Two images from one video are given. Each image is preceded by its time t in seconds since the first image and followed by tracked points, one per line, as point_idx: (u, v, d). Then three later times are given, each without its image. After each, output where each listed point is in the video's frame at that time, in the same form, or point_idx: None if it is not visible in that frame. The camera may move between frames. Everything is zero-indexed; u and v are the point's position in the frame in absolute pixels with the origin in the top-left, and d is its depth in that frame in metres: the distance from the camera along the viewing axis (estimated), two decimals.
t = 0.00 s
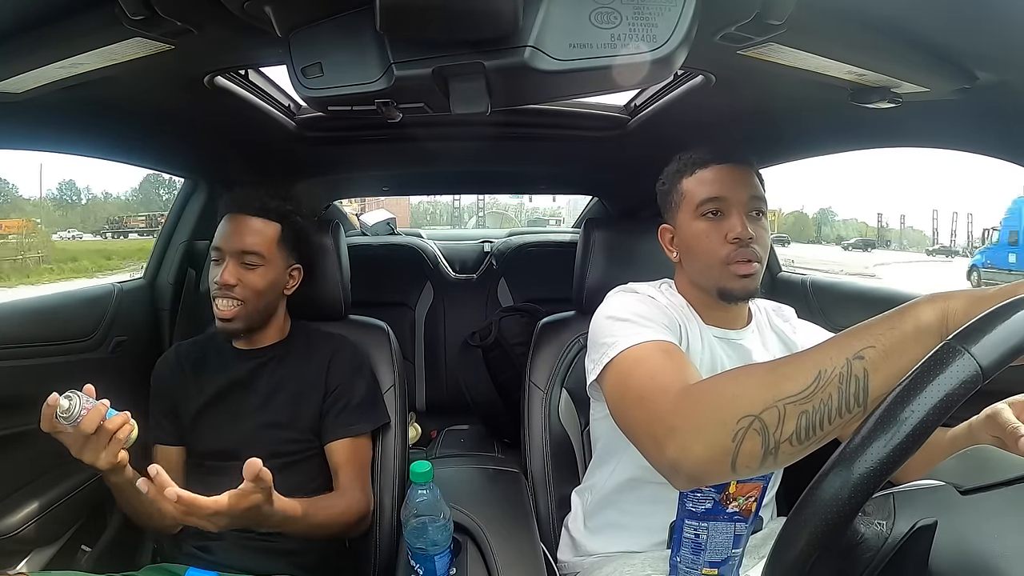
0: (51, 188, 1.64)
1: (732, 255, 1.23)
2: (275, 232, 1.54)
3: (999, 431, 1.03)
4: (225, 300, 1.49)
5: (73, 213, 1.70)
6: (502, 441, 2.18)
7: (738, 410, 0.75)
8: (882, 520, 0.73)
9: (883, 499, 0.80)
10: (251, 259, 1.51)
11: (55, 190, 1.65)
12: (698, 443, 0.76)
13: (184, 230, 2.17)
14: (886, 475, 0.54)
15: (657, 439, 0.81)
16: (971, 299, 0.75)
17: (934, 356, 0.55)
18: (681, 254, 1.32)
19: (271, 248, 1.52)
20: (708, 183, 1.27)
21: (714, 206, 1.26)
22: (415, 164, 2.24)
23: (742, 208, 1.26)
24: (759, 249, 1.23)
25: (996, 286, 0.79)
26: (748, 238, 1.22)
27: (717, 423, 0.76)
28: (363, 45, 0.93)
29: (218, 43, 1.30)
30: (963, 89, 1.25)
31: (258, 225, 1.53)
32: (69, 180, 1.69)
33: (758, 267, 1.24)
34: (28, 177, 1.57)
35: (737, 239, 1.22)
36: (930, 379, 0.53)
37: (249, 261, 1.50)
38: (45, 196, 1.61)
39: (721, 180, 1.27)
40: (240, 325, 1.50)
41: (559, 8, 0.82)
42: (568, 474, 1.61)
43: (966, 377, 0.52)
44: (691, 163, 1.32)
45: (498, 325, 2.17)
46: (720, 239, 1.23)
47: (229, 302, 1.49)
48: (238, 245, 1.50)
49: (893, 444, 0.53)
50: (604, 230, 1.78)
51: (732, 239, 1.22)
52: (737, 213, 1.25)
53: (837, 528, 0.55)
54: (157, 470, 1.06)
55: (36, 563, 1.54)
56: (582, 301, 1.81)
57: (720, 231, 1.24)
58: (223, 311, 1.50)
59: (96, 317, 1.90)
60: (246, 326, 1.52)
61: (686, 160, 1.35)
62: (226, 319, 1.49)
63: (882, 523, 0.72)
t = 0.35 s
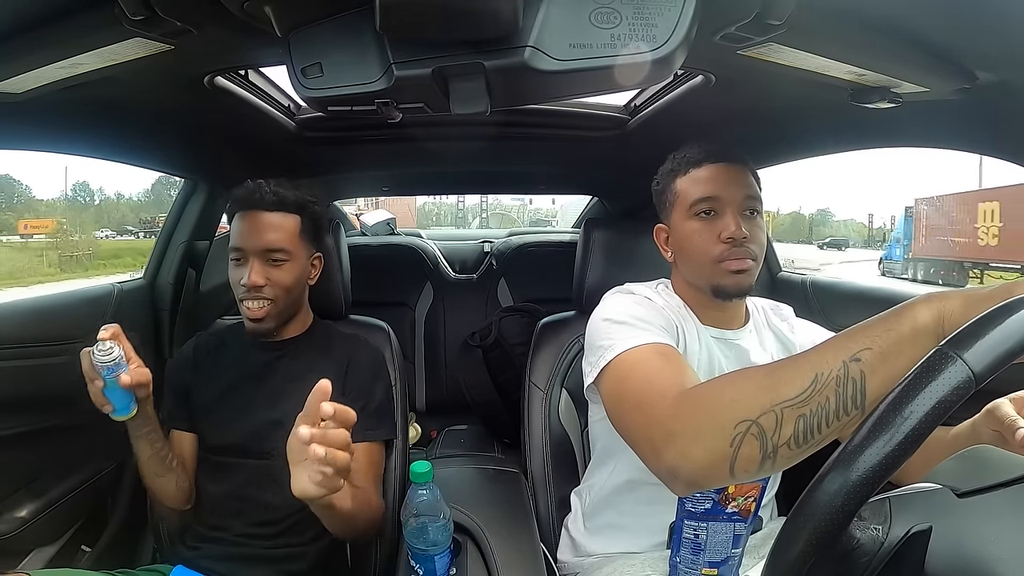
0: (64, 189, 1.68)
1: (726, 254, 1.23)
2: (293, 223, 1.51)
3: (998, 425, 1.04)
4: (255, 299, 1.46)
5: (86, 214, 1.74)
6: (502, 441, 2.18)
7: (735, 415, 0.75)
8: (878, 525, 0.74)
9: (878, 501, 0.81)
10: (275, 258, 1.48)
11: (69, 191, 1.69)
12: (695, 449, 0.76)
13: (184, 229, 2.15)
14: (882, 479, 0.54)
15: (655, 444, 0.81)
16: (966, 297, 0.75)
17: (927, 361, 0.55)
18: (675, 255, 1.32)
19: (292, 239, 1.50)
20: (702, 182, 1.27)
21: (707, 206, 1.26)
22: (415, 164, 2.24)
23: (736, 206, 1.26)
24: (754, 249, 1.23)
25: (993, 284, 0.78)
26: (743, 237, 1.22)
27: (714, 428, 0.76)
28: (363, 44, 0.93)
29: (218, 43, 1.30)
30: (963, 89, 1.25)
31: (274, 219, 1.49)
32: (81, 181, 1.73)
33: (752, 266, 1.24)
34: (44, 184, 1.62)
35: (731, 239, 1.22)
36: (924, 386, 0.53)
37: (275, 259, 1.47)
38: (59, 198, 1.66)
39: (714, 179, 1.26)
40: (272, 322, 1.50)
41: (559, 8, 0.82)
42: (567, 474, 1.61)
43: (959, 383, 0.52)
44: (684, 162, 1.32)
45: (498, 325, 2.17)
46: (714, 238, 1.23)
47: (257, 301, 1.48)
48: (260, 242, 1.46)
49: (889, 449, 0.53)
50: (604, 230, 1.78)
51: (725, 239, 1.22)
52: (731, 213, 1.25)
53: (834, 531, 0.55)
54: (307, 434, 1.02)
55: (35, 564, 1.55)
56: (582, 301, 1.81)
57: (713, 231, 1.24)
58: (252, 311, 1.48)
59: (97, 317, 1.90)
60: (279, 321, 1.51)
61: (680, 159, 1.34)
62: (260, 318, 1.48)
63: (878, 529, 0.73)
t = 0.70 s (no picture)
0: (76, 192, 1.70)
1: (724, 255, 1.23)
2: (291, 225, 1.53)
3: (998, 425, 1.03)
4: (253, 299, 1.48)
5: (95, 215, 1.77)
6: (502, 441, 2.18)
7: (733, 419, 0.75)
8: (873, 530, 0.74)
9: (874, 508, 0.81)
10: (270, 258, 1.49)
11: (80, 193, 1.71)
12: (693, 453, 0.76)
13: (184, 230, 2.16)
14: (878, 484, 0.54)
15: (653, 448, 0.82)
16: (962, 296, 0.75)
17: (920, 368, 0.55)
18: (674, 255, 1.32)
19: (289, 240, 1.52)
20: (700, 182, 1.27)
21: (706, 206, 1.26)
22: (415, 164, 2.24)
23: (734, 207, 1.26)
24: (752, 249, 1.23)
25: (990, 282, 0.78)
26: (740, 238, 1.22)
27: (712, 432, 0.76)
28: (364, 44, 0.93)
29: (218, 43, 1.30)
30: (963, 89, 1.25)
31: (273, 220, 1.51)
32: (96, 183, 1.76)
33: (750, 266, 1.24)
34: (57, 187, 1.64)
35: (729, 239, 1.22)
36: (916, 393, 0.53)
37: (271, 259, 1.48)
38: (70, 199, 1.68)
39: (712, 179, 1.26)
40: (268, 322, 1.52)
41: (559, 9, 0.82)
42: (567, 474, 1.61)
43: (950, 390, 0.52)
44: (682, 162, 1.31)
45: (498, 325, 2.17)
46: (712, 239, 1.23)
47: (254, 301, 1.49)
48: (259, 243, 1.48)
49: (886, 451, 0.53)
50: (604, 230, 1.78)
51: (723, 239, 1.22)
52: (729, 213, 1.25)
53: (831, 534, 0.55)
54: (327, 392, 1.02)
55: (35, 564, 1.54)
56: (582, 302, 1.82)
57: (711, 231, 1.24)
58: (249, 310, 1.50)
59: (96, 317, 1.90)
60: (274, 321, 1.53)
61: (678, 159, 1.34)
62: (256, 317, 1.50)
63: (874, 534, 0.74)
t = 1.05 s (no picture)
0: (87, 192, 1.70)
1: (722, 254, 1.23)
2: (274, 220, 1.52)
3: (1003, 428, 1.03)
4: (249, 300, 1.47)
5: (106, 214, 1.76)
6: (502, 441, 2.18)
7: (730, 417, 0.75)
8: (871, 533, 0.73)
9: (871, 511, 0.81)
10: (262, 259, 1.48)
11: (91, 194, 1.72)
12: (690, 451, 0.77)
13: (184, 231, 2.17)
14: (875, 486, 0.54)
15: (651, 447, 0.82)
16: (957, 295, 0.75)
17: (915, 372, 0.55)
18: (673, 254, 1.32)
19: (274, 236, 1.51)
20: (700, 181, 1.27)
21: (705, 204, 1.26)
22: (415, 164, 2.24)
23: (733, 205, 1.26)
24: (750, 247, 1.23)
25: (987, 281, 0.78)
26: (739, 236, 1.22)
27: (709, 430, 0.76)
28: (363, 44, 0.92)
29: (217, 43, 1.30)
30: (963, 89, 1.25)
31: (257, 218, 1.48)
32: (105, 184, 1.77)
33: (748, 265, 1.23)
34: (70, 188, 1.65)
35: (728, 237, 1.22)
36: (912, 399, 0.53)
37: (265, 259, 1.48)
38: (80, 199, 1.68)
39: (711, 178, 1.26)
40: (265, 322, 1.51)
41: (559, 8, 0.81)
42: (567, 475, 1.61)
43: (945, 395, 0.52)
44: (682, 160, 1.31)
45: (498, 325, 2.17)
46: (710, 237, 1.24)
47: (252, 303, 1.48)
48: (250, 242, 1.46)
49: (882, 455, 0.53)
50: (604, 230, 1.78)
51: (722, 237, 1.22)
52: (728, 211, 1.25)
53: (831, 534, 0.55)
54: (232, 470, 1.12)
55: (36, 564, 1.52)
56: (582, 302, 1.82)
57: (710, 229, 1.24)
58: (246, 313, 1.48)
59: (96, 317, 1.91)
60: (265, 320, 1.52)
61: (677, 158, 1.34)
62: (252, 319, 1.48)
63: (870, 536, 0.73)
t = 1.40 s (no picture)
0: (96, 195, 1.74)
1: (722, 255, 1.23)
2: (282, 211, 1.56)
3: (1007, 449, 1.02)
4: (268, 285, 1.49)
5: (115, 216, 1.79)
6: (502, 441, 2.18)
7: (724, 423, 0.75)
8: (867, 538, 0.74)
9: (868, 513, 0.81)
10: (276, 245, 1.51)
11: (101, 196, 1.75)
12: (685, 457, 0.77)
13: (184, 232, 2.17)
14: (869, 493, 0.54)
15: (646, 453, 0.82)
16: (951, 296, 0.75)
17: (908, 379, 0.55)
18: (673, 253, 1.32)
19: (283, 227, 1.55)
20: (699, 180, 1.27)
21: (704, 204, 1.26)
22: (415, 164, 2.24)
23: (733, 205, 1.26)
24: (749, 249, 1.23)
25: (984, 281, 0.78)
26: (739, 237, 1.22)
27: (704, 436, 0.76)
28: (363, 44, 0.92)
29: (217, 43, 1.30)
30: (963, 89, 1.25)
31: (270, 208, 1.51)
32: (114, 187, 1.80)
33: (748, 267, 1.23)
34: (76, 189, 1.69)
35: (727, 237, 1.22)
36: (905, 408, 0.53)
37: (278, 246, 1.51)
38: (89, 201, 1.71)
39: (711, 178, 1.26)
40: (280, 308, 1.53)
41: (559, 9, 0.82)
42: (567, 475, 1.61)
43: (933, 406, 0.52)
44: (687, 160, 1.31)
45: (498, 325, 2.17)
46: (709, 238, 1.24)
47: (271, 288, 1.50)
48: (270, 229, 1.48)
49: (876, 460, 0.54)
50: (604, 230, 1.78)
51: (721, 238, 1.22)
52: (728, 212, 1.25)
53: (827, 538, 0.55)
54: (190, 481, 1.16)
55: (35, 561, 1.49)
56: (582, 302, 1.82)
57: (709, 229, 1.24)
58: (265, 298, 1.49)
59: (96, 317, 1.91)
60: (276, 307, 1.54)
61: (679, 158, 1.34)
62: (270, 304, 1.50)
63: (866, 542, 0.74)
